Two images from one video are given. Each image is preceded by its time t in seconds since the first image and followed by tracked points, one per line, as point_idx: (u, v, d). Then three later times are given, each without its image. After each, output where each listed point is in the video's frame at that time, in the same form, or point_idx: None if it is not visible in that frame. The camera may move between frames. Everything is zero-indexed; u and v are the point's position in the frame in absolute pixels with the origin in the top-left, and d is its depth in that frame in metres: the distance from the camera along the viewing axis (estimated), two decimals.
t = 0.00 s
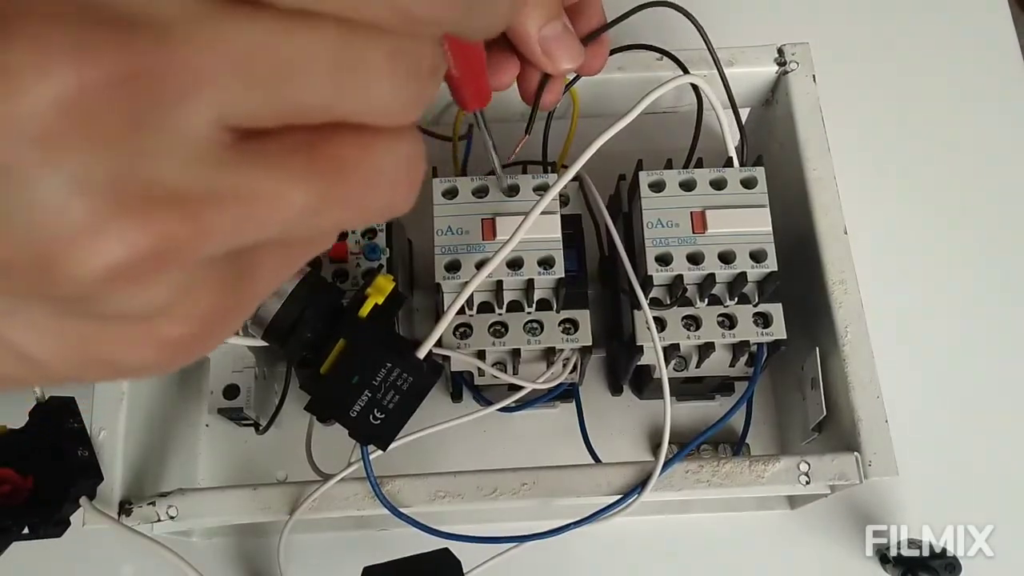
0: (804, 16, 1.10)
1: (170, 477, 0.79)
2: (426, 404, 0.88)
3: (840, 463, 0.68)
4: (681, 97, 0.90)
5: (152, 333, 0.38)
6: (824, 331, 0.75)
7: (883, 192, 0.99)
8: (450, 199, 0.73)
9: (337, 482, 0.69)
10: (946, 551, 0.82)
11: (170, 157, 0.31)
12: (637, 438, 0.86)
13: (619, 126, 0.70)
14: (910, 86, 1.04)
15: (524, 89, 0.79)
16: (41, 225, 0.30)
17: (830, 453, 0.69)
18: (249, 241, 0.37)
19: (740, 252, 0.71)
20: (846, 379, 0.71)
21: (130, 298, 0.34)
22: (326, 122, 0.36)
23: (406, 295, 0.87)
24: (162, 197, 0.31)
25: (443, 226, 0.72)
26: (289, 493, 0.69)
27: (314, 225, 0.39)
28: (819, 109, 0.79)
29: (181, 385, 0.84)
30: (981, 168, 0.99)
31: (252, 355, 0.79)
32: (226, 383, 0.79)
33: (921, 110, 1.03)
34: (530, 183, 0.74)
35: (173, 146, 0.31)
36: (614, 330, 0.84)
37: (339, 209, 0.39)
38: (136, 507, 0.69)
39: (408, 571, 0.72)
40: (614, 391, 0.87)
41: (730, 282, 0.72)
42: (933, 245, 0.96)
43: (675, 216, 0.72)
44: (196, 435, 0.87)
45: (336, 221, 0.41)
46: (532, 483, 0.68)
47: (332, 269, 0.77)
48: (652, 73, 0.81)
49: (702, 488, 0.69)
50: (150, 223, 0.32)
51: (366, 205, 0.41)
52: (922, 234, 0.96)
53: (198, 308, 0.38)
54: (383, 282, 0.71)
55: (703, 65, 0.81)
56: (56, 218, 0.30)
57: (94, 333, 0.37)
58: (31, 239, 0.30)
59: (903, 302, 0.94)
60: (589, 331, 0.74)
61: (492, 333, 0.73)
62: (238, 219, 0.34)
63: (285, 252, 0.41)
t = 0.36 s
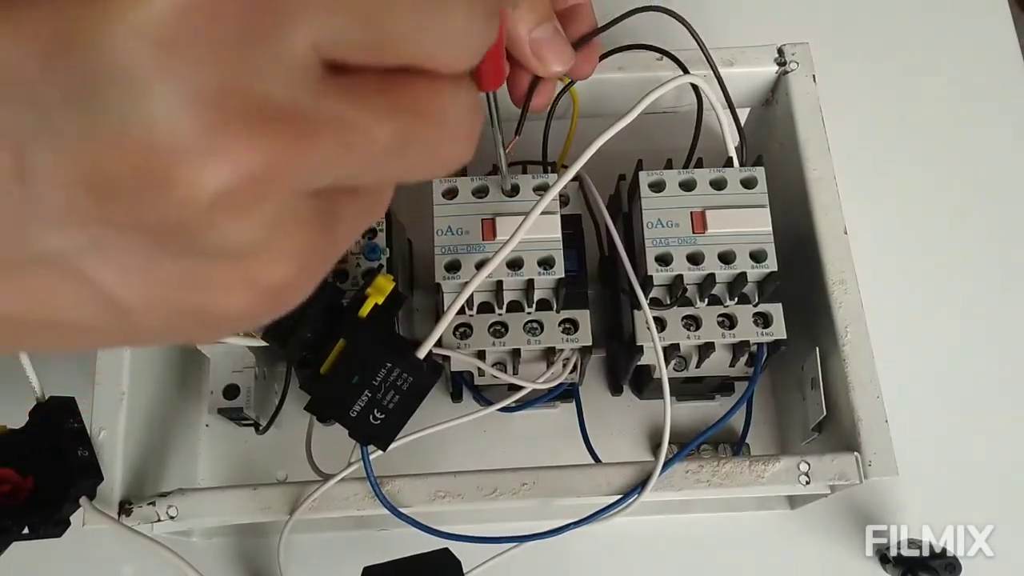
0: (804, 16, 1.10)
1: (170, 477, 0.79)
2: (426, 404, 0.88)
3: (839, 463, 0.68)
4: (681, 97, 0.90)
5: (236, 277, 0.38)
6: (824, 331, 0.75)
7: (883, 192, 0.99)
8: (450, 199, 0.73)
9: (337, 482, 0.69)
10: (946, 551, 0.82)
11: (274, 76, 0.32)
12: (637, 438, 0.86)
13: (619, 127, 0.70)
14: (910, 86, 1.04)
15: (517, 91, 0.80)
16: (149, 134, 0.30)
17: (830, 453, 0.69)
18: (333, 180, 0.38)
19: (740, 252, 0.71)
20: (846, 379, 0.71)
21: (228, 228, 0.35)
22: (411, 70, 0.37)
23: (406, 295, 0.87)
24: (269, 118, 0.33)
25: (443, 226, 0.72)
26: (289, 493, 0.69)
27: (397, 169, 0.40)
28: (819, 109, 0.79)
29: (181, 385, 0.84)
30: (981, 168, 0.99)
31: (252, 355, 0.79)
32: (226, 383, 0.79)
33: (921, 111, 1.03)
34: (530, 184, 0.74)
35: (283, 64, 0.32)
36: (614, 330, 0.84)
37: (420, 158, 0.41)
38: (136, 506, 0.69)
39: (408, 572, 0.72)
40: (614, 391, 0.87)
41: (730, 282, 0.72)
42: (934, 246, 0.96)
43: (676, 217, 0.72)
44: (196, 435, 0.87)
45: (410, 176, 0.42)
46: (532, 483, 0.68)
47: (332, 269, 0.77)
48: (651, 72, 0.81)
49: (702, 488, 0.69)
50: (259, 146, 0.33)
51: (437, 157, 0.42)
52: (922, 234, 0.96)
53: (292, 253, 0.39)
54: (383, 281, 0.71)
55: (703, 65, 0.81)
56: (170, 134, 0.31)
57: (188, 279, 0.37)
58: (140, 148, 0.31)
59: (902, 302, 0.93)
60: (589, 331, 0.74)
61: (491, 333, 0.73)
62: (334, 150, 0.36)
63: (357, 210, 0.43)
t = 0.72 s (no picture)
0: (804, 17, 1.10)
1: (170, 476, 0.79)
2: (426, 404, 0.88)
3: (839, 463, 0.68)
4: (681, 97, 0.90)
5: (252, 209, 0.37)
6: (823, 330, 0.75)
7: (883, 192, 0.99)
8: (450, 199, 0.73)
9: (337, 482, 0.69)
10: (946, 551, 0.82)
11: None
12: (637, 438, 0.86)
13: (619, 126, 0.70)
14: (910, 86, 1.04)
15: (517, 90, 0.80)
16: None
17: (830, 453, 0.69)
18: (395, 126, 0.38)
19: (740, 252, 0.71)
20: (846, 379, 0.71)
21: (272, 122, 0.35)
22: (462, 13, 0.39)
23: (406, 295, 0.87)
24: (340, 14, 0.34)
25: (443, 226, 0.72)
26: (289, 493, 0.69)
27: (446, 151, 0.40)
28: (819, 109, 0.79)
29: (181, 385, 0.84)
30: (981, 168, 0.99)
31: (252, 355, 0.79)
32: (226, 383, 0.79)
33: (922, 111, 1.03)
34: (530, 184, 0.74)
35: None
36: (614, 330, 0.84)
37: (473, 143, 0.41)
38: (136, 506, 0.69)
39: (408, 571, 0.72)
40: (614, 390, 0.87)
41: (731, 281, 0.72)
42: (934, 246, 0.96)
43: (676, 216, 0.72)
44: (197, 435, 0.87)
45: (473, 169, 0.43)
46: (532, 483, 0.68)
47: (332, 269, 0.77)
48: (651, 72, 0.81)
49: (701, 487, 0.69)
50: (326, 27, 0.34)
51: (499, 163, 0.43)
52: (923, 234, 0.96)
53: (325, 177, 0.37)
54: (383, 281, 0.71)
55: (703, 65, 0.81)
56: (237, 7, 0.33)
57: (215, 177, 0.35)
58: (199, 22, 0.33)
59: (903, 302, 0.94)
60: (589, 331, 0.74)
61: (492, 333, 0.73)
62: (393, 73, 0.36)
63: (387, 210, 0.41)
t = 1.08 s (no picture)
0: (804, 17, 1.10)
1: (170, 476, 0.79)
2: (426, 405, 0.88)
3: (839, 463, 0.68)
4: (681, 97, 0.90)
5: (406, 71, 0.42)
6: (823, 330, 0.75)
7: (883, 192, 0.99)
8: (450, 199, 0.73)
9: (337, 482, 0.69)
10: (946, 551, 0.82)
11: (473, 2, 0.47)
12: (637, 438, 0.86)
13: (618, 127, 0.70)
14: (910, 86, 1.04)
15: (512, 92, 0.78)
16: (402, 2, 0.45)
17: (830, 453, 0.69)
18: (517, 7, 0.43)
19: (740, 252, 0.71)
20: (846, 379, 0.71)
21: None
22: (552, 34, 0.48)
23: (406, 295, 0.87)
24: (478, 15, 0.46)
25: (443, 227, 0.72)
26: (288, 493, 0.69)
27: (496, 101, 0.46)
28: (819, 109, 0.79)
29: (181, 385, 0.84)
30: (981, 168, 0.99)
31: (252, 355, 0.79)
32: (226, 383, 0.79)
33: (922, 111, 1.03)
34: (529, 184, 0.74)
35: None
36: (614, 330, 0.84)
37: (523, 91, 0.46)
38: (136, 506, 0.69)
39: (408, 572, 0.72)
40: (614, 390, 0.87)
41: (731, 282, 0.72)
42: (935, 246, 0.96)
43: (676, 216, 0.72)
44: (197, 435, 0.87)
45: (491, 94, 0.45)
46: (532, 483, 0.68)
47: (332, 269, 0.77)
48: (651, 72, 0.81)
49: (701, 488, 0.69)
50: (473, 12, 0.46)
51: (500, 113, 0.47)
52: (923, 233, 0.96)
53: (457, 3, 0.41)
54: (384, 281, 0.71)
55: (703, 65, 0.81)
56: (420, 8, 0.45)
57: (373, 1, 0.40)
58: None
59: (903, 301, 0.94)
60: (589, 331, 0.74)
61: (491, 333, 0.73)
62: None
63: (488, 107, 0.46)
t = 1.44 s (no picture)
0: (804, 17, 1.10)
1: (170, 476, 0.79)
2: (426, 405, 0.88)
3: (839, 463, 0.68)
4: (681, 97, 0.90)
5: None
6: (824, 330, 0.75)
7: (884, 192, 0.99)
8: (450, 199, 0.73)
9: (337, 482, 0.69)
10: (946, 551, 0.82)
11: None
12: (637, 437, 0.86)
13: (619, 127, 0.70)
14: (910, 86, 1.04)
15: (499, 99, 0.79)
16: None
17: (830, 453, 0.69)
18: None
19: (740, 252, 0.71)
20: (846, 379, 0.71)
21: None
22: None
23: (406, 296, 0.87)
24: None
25: (443, 227, 0.72)
26: (288, 493, 0.69)
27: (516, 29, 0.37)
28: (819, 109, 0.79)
29: (181, 384, 0.84)
30: (982, 168, 0.99)
31: (252, 355, 0.79)
32: (226, 383, 0.79)
33: (922, 111, 1.03)
34: (529, 184, 0.74)
35: None
36: (614, 330, 0.84)
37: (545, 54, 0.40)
38: (136, 506, 0.69)
39: (408, 571, 0.72)
40: (615, 390, 0.87)
41: (731, 281, 0.72)
42: (935, 246, 0.96)
43: (676, 216, 0.72)
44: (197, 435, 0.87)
45: (524, 91, 0.40)
46: (532, 483, 0.68)
47: (332, 269, 0.77)
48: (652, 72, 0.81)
49: (701, 488, 0.69)
50: None
51: (527, 106, 0.42)
52: (923, 233, 0.96)
53: None
54: (384, 281, 0.71)
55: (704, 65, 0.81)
56: None
57: None
58: None
59: (903, 301, 0.93)
60: (589, 331, 0.74)
61: (492, 333, 0.73)
62: None
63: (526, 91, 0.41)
